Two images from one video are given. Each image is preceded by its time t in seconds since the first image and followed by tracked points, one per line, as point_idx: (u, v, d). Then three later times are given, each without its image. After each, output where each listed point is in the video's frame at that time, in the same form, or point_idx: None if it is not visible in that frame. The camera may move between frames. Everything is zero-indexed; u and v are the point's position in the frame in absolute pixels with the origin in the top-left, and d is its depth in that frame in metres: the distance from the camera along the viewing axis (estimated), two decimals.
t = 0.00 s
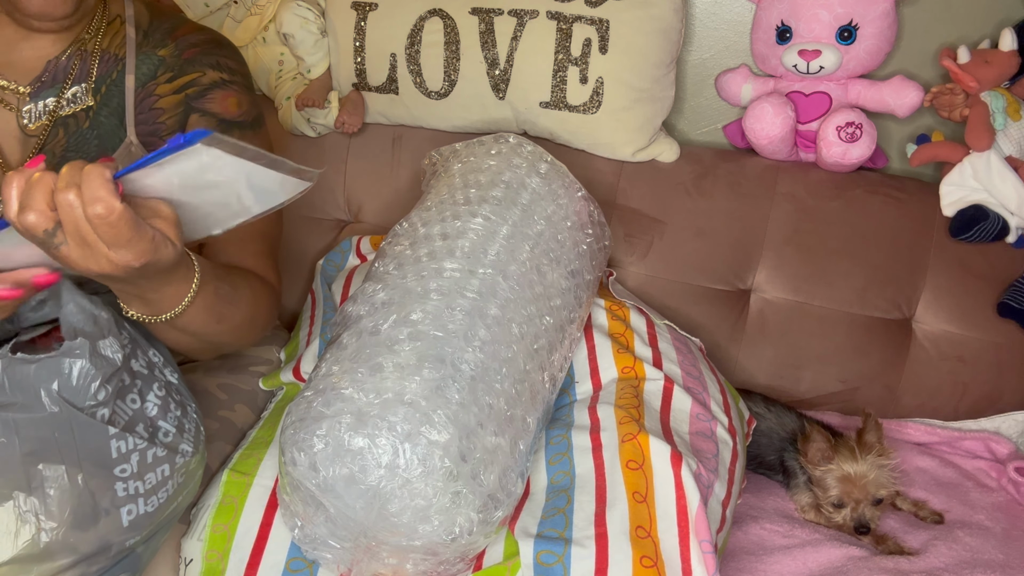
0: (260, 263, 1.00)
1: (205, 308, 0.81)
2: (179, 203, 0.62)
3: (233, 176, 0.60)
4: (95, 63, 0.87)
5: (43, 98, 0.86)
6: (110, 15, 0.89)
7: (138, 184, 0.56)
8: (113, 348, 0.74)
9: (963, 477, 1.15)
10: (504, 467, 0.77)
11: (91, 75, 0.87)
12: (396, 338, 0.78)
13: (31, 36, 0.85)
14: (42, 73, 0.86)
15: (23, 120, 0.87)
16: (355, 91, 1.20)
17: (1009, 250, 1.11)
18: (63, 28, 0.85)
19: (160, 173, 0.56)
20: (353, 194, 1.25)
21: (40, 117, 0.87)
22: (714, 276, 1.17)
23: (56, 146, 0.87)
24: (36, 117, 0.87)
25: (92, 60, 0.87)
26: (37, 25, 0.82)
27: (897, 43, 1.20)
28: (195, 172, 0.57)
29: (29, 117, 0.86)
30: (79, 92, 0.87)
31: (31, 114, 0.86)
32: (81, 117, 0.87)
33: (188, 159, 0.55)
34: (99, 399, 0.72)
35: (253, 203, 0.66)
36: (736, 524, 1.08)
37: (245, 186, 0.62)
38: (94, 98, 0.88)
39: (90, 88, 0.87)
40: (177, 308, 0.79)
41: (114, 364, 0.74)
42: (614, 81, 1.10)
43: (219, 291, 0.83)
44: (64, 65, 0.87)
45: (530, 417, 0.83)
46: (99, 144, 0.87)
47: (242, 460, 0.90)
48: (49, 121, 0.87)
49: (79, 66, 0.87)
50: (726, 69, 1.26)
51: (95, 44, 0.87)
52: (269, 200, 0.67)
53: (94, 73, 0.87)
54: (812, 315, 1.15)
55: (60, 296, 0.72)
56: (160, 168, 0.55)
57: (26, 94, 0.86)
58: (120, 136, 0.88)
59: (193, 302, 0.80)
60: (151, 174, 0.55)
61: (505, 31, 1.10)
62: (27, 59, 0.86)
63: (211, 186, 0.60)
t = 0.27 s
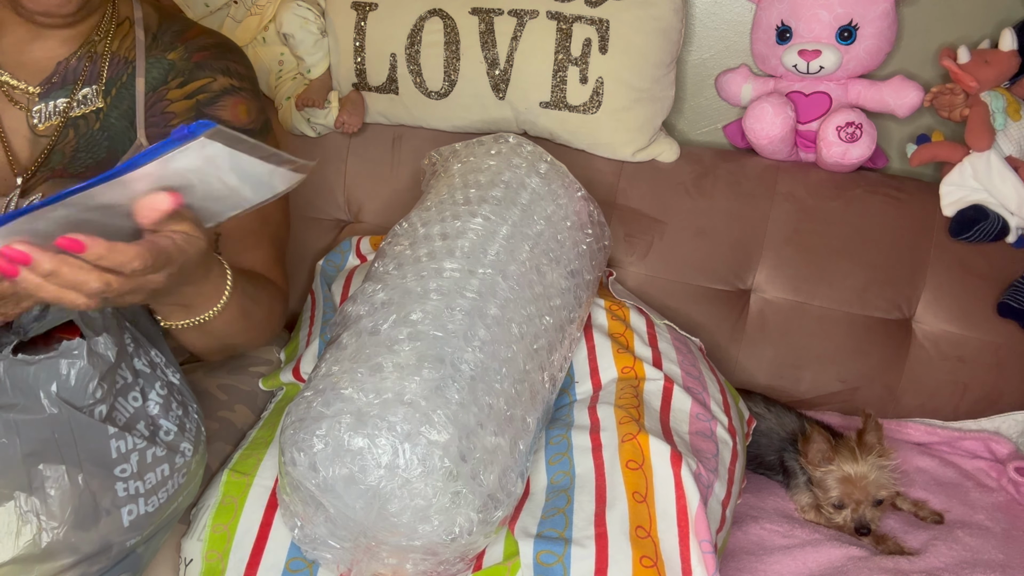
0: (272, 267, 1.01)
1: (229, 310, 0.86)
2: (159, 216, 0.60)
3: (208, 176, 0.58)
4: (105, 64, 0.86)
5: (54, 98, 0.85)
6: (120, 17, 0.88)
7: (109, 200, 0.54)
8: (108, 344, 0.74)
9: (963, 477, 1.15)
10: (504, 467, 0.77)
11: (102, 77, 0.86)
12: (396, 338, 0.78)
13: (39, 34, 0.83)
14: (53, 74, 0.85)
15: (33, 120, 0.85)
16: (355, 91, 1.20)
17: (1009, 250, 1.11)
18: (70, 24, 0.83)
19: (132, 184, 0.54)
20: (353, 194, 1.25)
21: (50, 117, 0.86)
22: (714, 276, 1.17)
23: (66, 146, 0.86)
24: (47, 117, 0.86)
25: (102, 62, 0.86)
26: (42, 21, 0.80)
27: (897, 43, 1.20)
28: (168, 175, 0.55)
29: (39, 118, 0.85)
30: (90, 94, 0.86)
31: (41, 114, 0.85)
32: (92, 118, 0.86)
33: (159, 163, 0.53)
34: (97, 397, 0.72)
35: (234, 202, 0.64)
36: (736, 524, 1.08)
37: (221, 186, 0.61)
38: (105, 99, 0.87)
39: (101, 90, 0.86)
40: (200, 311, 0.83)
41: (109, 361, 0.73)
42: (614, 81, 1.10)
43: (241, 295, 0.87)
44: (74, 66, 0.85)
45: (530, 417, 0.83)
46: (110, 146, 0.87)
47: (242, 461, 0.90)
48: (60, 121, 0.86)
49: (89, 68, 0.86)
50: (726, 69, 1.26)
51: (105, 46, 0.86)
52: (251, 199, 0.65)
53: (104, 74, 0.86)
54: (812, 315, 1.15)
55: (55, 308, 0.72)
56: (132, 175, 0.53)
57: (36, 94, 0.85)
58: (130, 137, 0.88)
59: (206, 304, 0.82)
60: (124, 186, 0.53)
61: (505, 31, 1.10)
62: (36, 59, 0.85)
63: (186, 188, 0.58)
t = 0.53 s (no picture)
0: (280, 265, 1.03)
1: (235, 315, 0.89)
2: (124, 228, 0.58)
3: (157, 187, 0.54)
4: (110, 67, 0.86)
5: (60, 101, 0.84)
6: (123, 18, 0.87)
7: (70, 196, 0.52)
8: (115, 347, 0.73)
9: (963, 477, 1.15)
10: (504, 467, 0.77)
11: (108, 80, 0.86)
12: (396, 337, 0.78)
13: (41, 36, 0.80)
14: (57, 76, 0.83)
15: (39, 123, 0.84)
16: (355, 91, 1.20)
17: (1009, 250, 1.11)
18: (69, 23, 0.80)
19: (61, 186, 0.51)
20: (353, 195, 1.25)
21: (56, 120, 0.84)
22: (714, 276, 1.17)
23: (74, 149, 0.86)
24: (53, 120, 0.84)
25: (108, 64, 0.85)
26: (40, 21, 0.77)
27: (897, 43, 1.20)
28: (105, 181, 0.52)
29: (45, 121, 0.84)
30: (96, 97, 0.85)
31: (47, 117, 0.84)
32: (98, 121, 0.86)
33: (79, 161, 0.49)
34: (100, 397, 0.72)
35: (211, 222, 0.60)
36: (736, 524, 1.08)
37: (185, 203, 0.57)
38: (111, 102, 0.86)
39: (107, 93, 0.86)
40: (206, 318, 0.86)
41: (116, 363, 0.73)
42: (614, 81, 1.10)
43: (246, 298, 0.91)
44: (80, 69, 0.84)
45: (530, 417, 0.83)
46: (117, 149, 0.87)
47: (242, 460, 0.90)
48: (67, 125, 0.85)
49: (95, 70, 0.85)
50: (726, 69, 1.26)
51: (111, 48, 0.85)
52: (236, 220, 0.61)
53: (109, 77, 0.86)
54: (812, 315, 1.15)
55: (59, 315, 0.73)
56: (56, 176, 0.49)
57: (41, 97, 0.83)
58: (137, 139, 0.89)
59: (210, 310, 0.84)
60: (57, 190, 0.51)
61: (505, 31, 1.10)
62: (39, 61, 0.82)
63: (138, 202, 0.55)
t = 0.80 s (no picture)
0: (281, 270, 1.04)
1: (237, 322, 0.91)
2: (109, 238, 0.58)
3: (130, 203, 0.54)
4: (112, 69, 0.86)
5: (61, 102, 0.84)
6: (125, 19, 0.87)
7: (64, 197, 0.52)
8: (115, 348, 0.74)
9: (963, 477, 1.15)
10: (504, 467, 0.77)
11: (109, 81, 0.86)
12: (396, 337, 0.78)
13: (42, 38, 0.81)
14: (58, 77, 0.83)
15: (39, 124, 0.84)
16: (355, 91, 1.20)
17: (1009, 250, 1.11)
18: (75, 26, 0.81)
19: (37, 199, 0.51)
20: (353, 194, 1.25)
21: (57, 121, 0.84)
22: (714, 276, 1.17)
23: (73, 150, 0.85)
24: (53, 121, 0.84)
25: (109, 66, 0.85)
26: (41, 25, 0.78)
27: (897, 43, 1.20)
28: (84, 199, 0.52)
29: (46, 122, 0.84)
30: (97, 98, 0.85)
31: (48, 118, 0.84)
32: (98, 123, 0.86)
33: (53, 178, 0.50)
34: (99, 398, 0.72)
35: (200, 227, 0.60)
36: (736, 524, 1.08)
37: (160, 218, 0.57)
38: (111, 104, 0.86)
39: (108, 94, 0.86)
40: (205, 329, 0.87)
41: (115, 363, 0.73)
42: (614, 81, 1.10)
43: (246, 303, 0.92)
44: (81, 70, 0.84)
45: (530, 417, 0.83)
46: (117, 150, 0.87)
47: (242, 460, 0.90)
48: (67, 126, 0.85)
49: (96, 72, 0.85)
50: (726, 69, 1.26)
51: (113, 50, 0.85)
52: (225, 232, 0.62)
53: (111, 79, 0.86)
54: (812, 315, 1.15)
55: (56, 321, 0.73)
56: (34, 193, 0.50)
57: (41, 98, 0.83)
58: (138, 142, 0.88)
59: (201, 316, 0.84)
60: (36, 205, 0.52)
61: (505, 31, 1.10)
62: (40, 62, 0.82)
63: (120, 209, 0.55)
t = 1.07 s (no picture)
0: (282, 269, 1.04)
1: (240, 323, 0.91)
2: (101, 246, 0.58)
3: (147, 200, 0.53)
4: (113, 71, 0.86)
5: (62, 105, 0.84)
6: (126, 21, 0.86)
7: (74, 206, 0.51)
8: (114, 348, 0.72)
9: (963, 477, 1.15)
10: (504, 467, 0.77)
11: (110, 84, 0.86)
12: (396, 337, 0.78)
13: (44, 39, 0.81)
14: (60, 80, 0.83)
15: (41, 127, 0.84)
16: (355, 91, 1.20)
17: (1009, 250, 1.11)
18: (76, 27, 0.80)
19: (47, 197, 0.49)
20: (353, 194, 1.25)
21: (59, 124, 0.84)
22: (714, 276, 1.17)
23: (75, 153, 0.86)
24: (55, 123, 0.84)
25: (110, 68, 0.85)
26: (42, 26, 0.77)
27: (896, 43, 1.20)
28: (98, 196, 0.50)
29: (47, 124, 0.84)
30: (99, 101, 0.85)
31: (49, 121, 0.84)
32: (100, 126, 0.86)
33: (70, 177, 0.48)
34: (99, 399, 0.72)
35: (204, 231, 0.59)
36: (736, 524, 1.08)
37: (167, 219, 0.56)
38: (114, 106, 0.86)
39: (110, 97, 0.86)
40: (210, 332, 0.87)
41: (115, 364, 0.72)
42: (614, 81, 1.10)
43: (249, 300, 0.92)
44: (83, 72, 0.84)
45: (530, 417, 0.83)
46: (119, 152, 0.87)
47: (242, 460, 0.90)
48: (69, 129, 0.85)
49: (97, 74, 0.85)
50: (726, 69, 1.26)
51: (115, 52, 0.85)
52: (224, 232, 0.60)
53: (113, 81, 0.86)
54: (812, 315, 1.15)
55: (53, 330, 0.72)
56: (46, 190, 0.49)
57: (43, 101, 0.83)
58: (139, 144, 0.88)
59: (201, 324, 0.84)
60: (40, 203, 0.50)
61: (505, 32, 1.10)
62: (41, 65, 0.82)
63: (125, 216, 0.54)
